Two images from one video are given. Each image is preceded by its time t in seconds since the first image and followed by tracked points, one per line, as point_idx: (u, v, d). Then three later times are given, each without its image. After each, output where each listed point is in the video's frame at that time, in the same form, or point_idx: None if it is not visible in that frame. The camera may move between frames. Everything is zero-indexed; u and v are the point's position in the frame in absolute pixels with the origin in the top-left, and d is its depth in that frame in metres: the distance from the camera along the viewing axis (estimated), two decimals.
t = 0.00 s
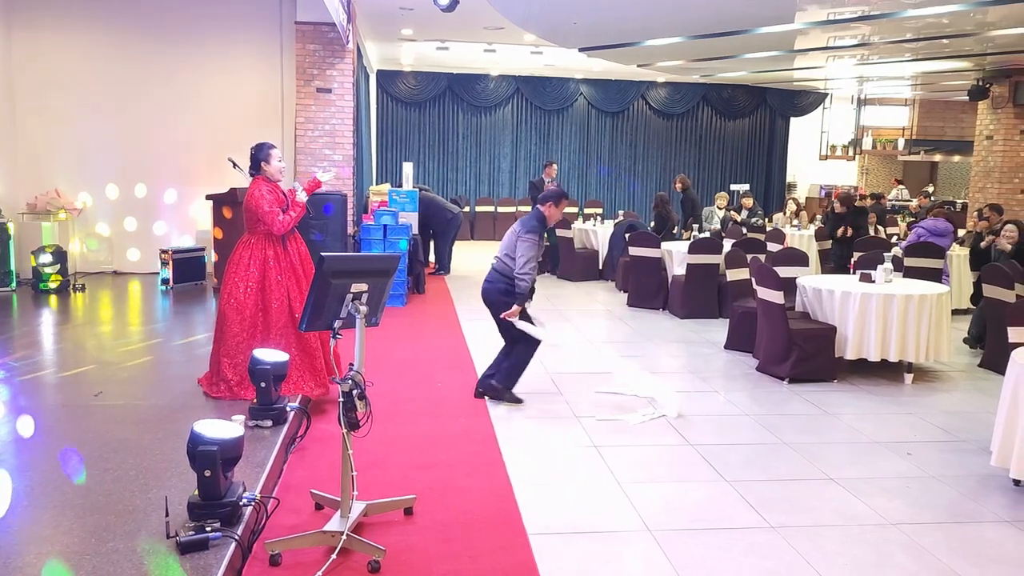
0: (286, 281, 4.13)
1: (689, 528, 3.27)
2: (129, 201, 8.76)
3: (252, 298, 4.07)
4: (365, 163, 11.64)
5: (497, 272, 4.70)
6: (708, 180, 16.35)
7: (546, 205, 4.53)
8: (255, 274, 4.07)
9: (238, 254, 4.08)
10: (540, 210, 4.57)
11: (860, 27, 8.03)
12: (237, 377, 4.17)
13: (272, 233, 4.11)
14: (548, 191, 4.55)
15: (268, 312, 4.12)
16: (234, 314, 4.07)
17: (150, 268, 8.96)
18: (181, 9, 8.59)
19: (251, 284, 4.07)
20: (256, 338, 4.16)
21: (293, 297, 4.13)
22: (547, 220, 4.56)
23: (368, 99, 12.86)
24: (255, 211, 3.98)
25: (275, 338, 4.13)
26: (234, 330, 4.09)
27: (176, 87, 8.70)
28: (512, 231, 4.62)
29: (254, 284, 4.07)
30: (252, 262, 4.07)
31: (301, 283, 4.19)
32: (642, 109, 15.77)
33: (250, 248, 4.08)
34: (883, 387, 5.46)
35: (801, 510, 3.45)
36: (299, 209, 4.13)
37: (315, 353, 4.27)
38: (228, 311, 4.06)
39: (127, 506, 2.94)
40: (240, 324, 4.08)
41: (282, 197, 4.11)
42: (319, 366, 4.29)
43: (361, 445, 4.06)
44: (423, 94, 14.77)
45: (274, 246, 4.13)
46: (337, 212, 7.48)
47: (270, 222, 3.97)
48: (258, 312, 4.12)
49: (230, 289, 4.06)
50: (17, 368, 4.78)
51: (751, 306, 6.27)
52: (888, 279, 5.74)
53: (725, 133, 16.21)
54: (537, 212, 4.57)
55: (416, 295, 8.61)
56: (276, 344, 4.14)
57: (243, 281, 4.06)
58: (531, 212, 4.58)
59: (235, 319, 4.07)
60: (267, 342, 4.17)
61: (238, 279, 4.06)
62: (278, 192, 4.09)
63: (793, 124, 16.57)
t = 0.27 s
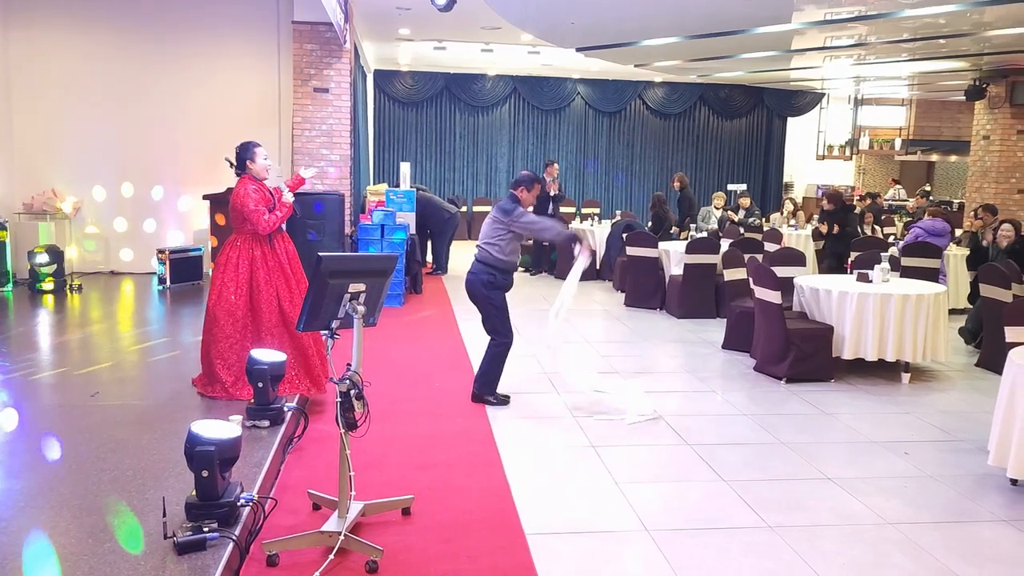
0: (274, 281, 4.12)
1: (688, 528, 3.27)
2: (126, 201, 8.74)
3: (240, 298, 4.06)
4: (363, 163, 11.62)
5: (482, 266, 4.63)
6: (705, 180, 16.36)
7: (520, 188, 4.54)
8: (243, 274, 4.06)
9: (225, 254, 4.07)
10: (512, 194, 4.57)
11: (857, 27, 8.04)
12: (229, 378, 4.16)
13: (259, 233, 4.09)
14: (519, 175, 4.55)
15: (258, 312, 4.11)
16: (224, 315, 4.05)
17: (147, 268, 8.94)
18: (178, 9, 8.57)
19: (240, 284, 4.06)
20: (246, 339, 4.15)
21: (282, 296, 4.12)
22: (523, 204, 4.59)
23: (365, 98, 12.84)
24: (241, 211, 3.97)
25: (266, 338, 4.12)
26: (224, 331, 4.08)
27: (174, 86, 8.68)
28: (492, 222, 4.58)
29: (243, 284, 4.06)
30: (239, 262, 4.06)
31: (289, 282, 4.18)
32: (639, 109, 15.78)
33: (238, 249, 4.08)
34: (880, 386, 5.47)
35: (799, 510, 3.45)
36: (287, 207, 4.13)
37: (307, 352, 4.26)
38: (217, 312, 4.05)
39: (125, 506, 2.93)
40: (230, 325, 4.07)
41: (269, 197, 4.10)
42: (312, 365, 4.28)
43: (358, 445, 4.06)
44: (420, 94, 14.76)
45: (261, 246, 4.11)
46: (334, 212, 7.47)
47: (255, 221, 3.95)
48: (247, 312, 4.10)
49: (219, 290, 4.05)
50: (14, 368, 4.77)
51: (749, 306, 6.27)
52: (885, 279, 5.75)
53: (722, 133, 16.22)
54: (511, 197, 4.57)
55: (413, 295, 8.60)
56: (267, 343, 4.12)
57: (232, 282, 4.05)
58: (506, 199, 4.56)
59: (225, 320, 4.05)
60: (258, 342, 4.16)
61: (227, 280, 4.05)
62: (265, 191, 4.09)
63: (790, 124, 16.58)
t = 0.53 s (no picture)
0: (257, 282, 4.12)
1: (687, 527, 3.27)
2: (124, 201, 8.73)
3: (223, 299, 4.04)
4: (361, 162, 11.61)
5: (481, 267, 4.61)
6: (703, 180, 16.37)
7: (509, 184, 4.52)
8: (225, 275, 4.05)
9: (207, 256, 4.07)
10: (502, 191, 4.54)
11: (856, 27, 8.05)
12: (214, 380, 4.14)
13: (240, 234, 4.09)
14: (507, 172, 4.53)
15: (241, 313, 4.10)
16: (206, 316, 4.04)
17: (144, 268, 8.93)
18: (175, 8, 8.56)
19: (222, 285, 4.04)
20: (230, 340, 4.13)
21: (265, 297, 4.12)
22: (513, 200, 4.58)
23: (363, 98, 12.85)
24: (221, 212, 3.96)
25: (249, 339, 4.11)
26: (208, 333, 4.07)
27: (171, 86, 8.67)
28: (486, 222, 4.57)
29: (225, 286, 4.05)
30: (221, 264, 4.05)
31: (272, 283, 4.18)
32: (637, 109, 15.79)
33: (219, 250, 4.07)
34: (879, 386, 5.47)
35: (797, 509, 3.45)
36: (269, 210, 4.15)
37: (291, 353, 4.25)
38: (201, 314, 4.04)
39: (123, 507, 2.93)
40: (213, 327, 4.06)
41: (250, 198, 4.10)
42: (296, 366, 4.28)
43: (357, 445, 4.05)
44: (418, 94, 14.76)
45: (243, 248, 4.11)
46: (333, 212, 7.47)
47: (235, 222, 3.95)
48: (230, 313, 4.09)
49: (201, 292, 4.04)
50: (12, 368, 4.77)
51: (747, 306, 6.28)
52: (884, 279, 5.75)
53: (720, 132, 16.23)
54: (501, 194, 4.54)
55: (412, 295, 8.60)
56: (251, 344, 4.11)
57: (215, 284, 4.04)
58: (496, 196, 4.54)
59: (208, 322, 4.04)
60: (242, 343, 4.15)
61: (209, 281, 4.04)
62: (246, 193, 4.09)
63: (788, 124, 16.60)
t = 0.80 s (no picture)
0: (244, 283, 4.12)
1: (686, 527, 3.27)
2: (123, 201, 8.72)
3: (209, 299, 4.05)
4: (360, 162, 11.60)
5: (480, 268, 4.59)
6: (702, 180, 16.38)
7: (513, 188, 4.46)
8: (212, 275, 4.05)
9: (194, 257, 4.07)
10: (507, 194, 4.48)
11: (854, 27, 8.05)
12: (199, 381, 4.12)
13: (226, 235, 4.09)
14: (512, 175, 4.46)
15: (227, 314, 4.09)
16: (193, 317, 4.04)
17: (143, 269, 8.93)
18: (174, 9, 8.56)
19: (208, 286, 4.04)
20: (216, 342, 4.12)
21: (252, 297, 4.13)
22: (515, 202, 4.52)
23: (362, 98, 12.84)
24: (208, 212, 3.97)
25: (235, 341, 4.10)
26: (194, 334, 4.06)
27: (169, 86, 8.65)
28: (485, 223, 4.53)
29: (212, 286, 4.05)
30: (208, 264, 4.05)
31: (259, 284, 4.17)
32: (636, 109, 15.79)
33: (206, 250, 4.07)
34: (877, 386, 5.48)
35: (796, 509, 3.46)
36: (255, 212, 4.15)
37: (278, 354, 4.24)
38: (187, 314, 4.04)
39: (122, 507, 2.93)
40: (199, 327, 4.05)
41: (238, 199, 4.11)
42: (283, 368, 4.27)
43: (355, 445, 4.05)
44: (417, 94, 14.76)
45: (230, 249, 4.11)
46: (332, 212, 7.46)
47: (221, 222, 3.95)
48: (217, 314, 4.09)
49: (188, 292, 4.04)
50: (10, 369, 4.76)
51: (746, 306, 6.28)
52: (882, 279, 5.76)
53: (719, 132, 16.23)
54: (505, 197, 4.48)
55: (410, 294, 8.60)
56: (237, 345, 4.11)
57: (201, 284, 4.04)
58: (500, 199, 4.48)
59: (194, 322, 4.04)
60: (228, 345, 4.14)
61: (195, 282, 4.04)
62: (234, 194, 4.09)
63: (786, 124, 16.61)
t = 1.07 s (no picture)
0: (237, 282, 4.11)
1: (684, 527, 3.27)
2: (121, 201, 8.71)
3: (203, 300, 4.04)
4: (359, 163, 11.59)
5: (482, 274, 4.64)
6: (701, 180, 16.38)
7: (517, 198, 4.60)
8: (205, 276, 4.04)
9: (185, 259, 4.05)
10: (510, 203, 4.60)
11: (853, 27, 8.05)
12: (197, 383, 4.11)
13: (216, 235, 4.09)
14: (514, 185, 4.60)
15: (222, 315, 4.09)
16: (188, 318, 4.04)
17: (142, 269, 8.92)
18: (172, 9, 8.55)
19: (201, 287, 4.04)
20: (212, 342, 4.12)
21: (245, 297, 4.13)
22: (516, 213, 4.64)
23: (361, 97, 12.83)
24: (196, 213, 3.97)
25: (232, 341, 4.10)
26: (190, 335, 4.06)
27: (168, 85, 8.65)
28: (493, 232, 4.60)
29: (205, 287, 4.04)
30: (200, 265, 4.04)
31: (251, 284, 4.17)
32: (635, 109, 15.80)
33: (197, 252, 4.06)
34: (876, 386, 5.48)
35: (795, 509, 3.46)
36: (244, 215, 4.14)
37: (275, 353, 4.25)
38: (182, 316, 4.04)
39: (121, 507, 2.93)
40: (195, 328, 4.05)
41: (226, 200, 4.10)
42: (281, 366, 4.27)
43: (355, 445, 4.05)
44: (416, 94, 14.76)
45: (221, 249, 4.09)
46: (330, 212, 7.46)
47: (207, 222, 3.95)
48: (211, 315, 4.08)
49: (182, 293, 4.03)
50: (9, 369, 4.76)
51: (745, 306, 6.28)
52: (881, 278, 5.76)
53: (718, 132, 16.24)
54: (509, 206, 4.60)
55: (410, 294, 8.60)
56: (234, 345, 4.11)
57: (194, 285, 4.03)
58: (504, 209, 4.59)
59: (189, 324, 4.04)
60: (224, 345, 4.13)
61: (188, 283, 4.03)
62: (222, 195, 4.08)
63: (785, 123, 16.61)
